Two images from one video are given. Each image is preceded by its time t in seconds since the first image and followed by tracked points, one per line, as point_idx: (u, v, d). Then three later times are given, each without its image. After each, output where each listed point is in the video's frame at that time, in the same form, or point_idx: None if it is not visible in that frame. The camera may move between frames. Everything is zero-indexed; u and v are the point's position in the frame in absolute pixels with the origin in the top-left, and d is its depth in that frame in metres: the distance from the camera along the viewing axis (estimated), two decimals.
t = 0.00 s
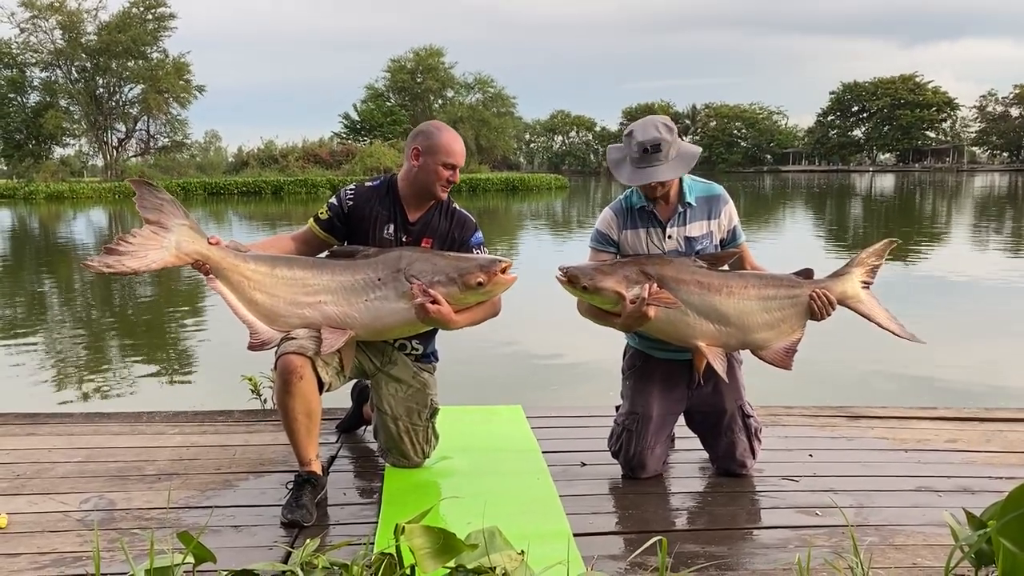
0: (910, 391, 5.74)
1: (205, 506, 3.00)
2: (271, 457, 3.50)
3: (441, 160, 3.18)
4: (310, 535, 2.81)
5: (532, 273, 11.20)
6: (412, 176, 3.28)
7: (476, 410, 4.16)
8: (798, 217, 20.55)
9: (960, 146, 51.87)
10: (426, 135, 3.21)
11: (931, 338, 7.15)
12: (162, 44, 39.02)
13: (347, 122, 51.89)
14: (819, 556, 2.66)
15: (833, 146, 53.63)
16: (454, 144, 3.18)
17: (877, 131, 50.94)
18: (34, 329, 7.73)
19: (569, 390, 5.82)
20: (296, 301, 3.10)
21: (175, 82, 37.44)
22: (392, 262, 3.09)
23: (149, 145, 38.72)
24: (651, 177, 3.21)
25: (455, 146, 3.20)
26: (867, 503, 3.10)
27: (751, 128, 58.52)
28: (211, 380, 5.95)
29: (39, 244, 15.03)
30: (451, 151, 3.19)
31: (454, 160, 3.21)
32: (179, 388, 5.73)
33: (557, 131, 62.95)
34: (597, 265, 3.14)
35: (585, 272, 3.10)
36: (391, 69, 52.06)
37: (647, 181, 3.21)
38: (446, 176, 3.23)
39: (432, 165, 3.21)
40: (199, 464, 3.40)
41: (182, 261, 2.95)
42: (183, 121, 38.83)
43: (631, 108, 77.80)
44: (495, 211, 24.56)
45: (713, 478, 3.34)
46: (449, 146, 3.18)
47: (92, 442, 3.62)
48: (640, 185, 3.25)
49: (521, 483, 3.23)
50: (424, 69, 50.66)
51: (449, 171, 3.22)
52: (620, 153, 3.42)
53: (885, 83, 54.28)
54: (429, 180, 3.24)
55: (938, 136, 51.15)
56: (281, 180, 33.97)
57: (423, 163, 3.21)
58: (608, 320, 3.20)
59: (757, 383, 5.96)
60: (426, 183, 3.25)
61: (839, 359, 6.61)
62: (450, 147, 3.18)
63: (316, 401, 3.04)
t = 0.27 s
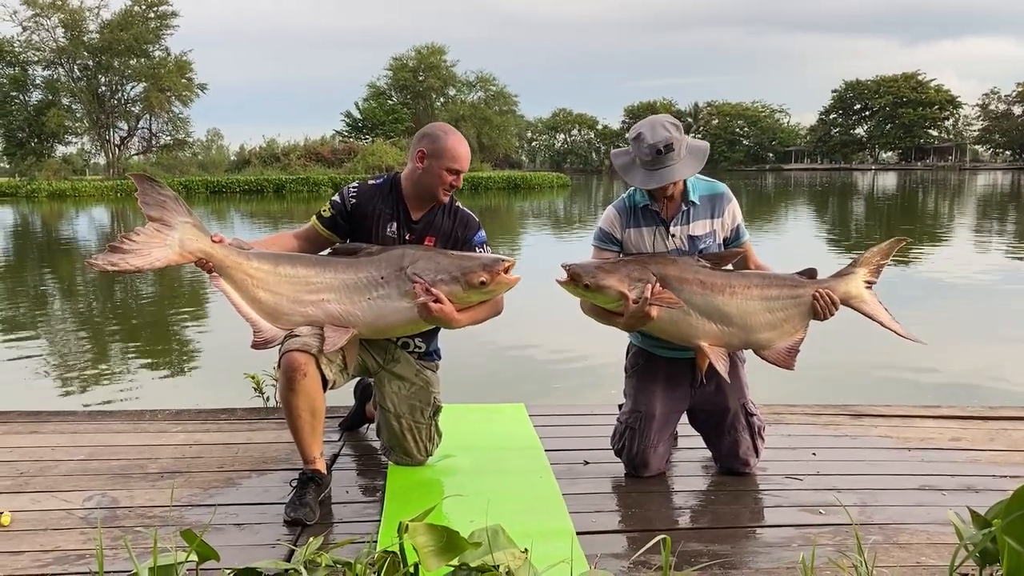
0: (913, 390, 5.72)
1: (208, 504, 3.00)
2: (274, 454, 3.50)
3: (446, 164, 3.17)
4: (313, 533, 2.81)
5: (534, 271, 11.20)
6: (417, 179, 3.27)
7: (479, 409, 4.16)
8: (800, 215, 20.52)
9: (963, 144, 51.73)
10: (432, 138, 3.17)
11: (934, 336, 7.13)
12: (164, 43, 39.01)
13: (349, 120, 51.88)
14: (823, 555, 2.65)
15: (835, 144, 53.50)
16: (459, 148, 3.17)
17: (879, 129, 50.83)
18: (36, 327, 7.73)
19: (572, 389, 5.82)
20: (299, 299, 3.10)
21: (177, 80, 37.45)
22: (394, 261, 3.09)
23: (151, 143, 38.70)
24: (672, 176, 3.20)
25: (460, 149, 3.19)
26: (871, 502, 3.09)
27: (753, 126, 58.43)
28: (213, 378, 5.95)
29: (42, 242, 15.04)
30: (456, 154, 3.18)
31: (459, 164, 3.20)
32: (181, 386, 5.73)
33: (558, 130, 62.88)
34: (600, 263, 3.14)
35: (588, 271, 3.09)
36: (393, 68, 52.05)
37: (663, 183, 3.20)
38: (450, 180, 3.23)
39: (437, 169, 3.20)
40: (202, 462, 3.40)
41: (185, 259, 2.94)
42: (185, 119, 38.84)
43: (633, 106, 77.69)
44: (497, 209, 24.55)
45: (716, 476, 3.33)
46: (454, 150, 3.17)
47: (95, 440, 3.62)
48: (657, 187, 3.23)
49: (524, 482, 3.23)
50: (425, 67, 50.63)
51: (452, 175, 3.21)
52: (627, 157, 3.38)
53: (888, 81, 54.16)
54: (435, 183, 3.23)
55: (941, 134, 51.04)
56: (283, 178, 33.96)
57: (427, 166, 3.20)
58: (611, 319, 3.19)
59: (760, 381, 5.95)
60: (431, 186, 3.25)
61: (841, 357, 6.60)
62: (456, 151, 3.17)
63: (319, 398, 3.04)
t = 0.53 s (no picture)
0: (916, 388, 5.72)
1: (210, 502, 3.00)
2: (276, 453, 3.50)
3: (448, 165, 3.16)
4: (315, 531, 2.81)
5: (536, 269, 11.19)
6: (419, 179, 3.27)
7: (481, 407, 4.16)
8: (802, 213, 20.50)
9: (965, 143, 51.64)
10: (433, 139, 3.16)
11: (937, 335, 7.12)
12: (165, 41, 39.00)
13: (350, 118, 51.87)
14: (826, 554, 2.65)
15: (837, 142, 53.41)
16: (459, 149, 3.16)
17: (882, 128, 50.73)
18: (39, 325, 7.74)
19: (573, 387, 5.81)
20: (300, 296, 3.10)
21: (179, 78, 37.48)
22: (395, 258, 3.09)
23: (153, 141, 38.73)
24: (675, 173, 3.19)
25: (461, 149, 3.19)
26: (873, 501, 3.09)
27: (755, 125, 58.34)
28: (215, 376, 5.96)
29: (43, 241, 15.05)
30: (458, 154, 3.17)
31: (460, 165, 3.20)
32: (183, 385, 5.73)
33: (560, 128, 62.83)
34: (602, 261, 3.13)
35: (590, 270, 3.08)
36: (394, 66, 52.03)
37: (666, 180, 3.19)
38: (451, 180, 3.22)
39: (438, 169, 3.19)
40: (204, 460, 3.40)
41: (188, 257, 2.95)
42: (186, 117, 38.86)
43: (635, 104, 77.59)
44: (499, 207, 24.52)
45: (718, 475, 3.33)
46: (453, 150, 3.16)
47: (97, 438, 3.62)
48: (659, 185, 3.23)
49: (526, 480, 3.23)
50: (427, 65, 50.59)
51: (453, 176, 3.20)
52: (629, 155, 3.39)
53: (890, 79, 54.05)
54: (436, 183, 3.23)
55: (943, 133, 50.96)
56: (285, 176, 33.95)
57: (429, 166, 3.19)
58: (614, 318, 3.19)
59: (762, 379, 5.95)
60: (433, 187, 3.25)
61: (844, 356, 6.59)
62: (458, 152, 3.17)
63: (321, 396, 3.04)
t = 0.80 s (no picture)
0: (917, 387, 5.71)
1: (210, 500, 3.00)
2: (277, 451, 3.50)
3: (446, 166, 3.15)
4: (316, 529, 2.81)
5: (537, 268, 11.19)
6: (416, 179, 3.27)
7: (483, 405, 4.16)
8: (803, 212, 20.49)
9: (966, 142, 51.58)
10: (431, 139, 3.15)
11: (939, 334, 7.11)
12: (167, 39, 39.00)
13: (352, 116, 51.85)
14: (827, 552, 2.65)
15: (839, 141, 53.38)
16: (457, 150, 3.15)
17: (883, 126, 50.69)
18: (40, 323, 7.75)
19: (574, 386, 5.81)
20: (299, 296, 3.10)
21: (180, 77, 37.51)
22: (393, 256, 3.09)
23: (154, 140, 38.74)
24: (655, 159, 3.18)
25: (458, 150, 3.17)
26: (875, 499, 3.08)
27: (757, 123, 58.29)
28: (216, 374, 5.97)
29: (44, 239, 15.05)
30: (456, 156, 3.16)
31: (458, 166, 3.19)
32: (184, 383, 5.74)
33: (561, 127, 62.81)
34: (603, 259, 3.13)
35: (592, 266, 3.08)
36: (395, 65, 52.01)
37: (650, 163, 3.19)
38: (449, 181, 3.22)
39: (436, 170, 3.19)
40: (205, 458, 3.40)
41: (185, 262, 2.94)
42: (187, 116, 38.88)
43: (636, 103, 77.56)
44: (500, 206, 24.50)
45: (720, 473, 3.33)
46: (451, 151, 3.15)
47: (98, 436, 3.62)
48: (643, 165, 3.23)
49: (527, 478, 3.22)
50: (428, 64, 50.59)
51: (451, 177, 3.20)
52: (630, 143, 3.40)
53: (892, 78, 54.00)
54: (433, 184, 3.23)
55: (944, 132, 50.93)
56: (286, 174, 33.95)
57: (427, 167, 3.18)
58: (615, 315, 3.19)
59: (763, 378, 5.94)
60: (431, 187, 3.25)
61: (845, 355, 6.58)
62: (456, 154, 3.16)
63: (321, 393, 3.04)
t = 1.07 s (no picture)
0: (918, 386, 5.71)
1: (210, 499, 3.00)
2: (276, 450, 3.50)
3: (441, 169, 3.14)
4: (315, 528, 2.81)
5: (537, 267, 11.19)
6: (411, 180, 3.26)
7: (483, 403, 4.16)
8: (804, 211, 20.48)
9: (967, 140, 51.57)
10: (428, 141, 3.14)
11: (939, 332, 7.11)
12: (167, 38, 39.00)
13: (352, 115, 51.85)
14: (827, 551, 2.65)
15: (839, 140, 53.37)
16: (453, 153, 3.13)
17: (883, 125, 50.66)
18: (41, 321, 7.76)
19: (574, 384, 5.81)
20: (295, 295, 3.10)
21: (180, 75, 37.53)
22: (390, 255, 3.08)
23: (154, 139, 38.78)
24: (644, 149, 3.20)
25: (455, 152, 3.16)
26: (875, 497, 3.08)
27: (757, 122, 58.27)
28: (217, 372, 5.97)
29: (46, 238, 15.07)
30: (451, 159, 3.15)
31: (454, 170, 3.17)
32: (184, 381, 5.74)
33: (562, 125, 62.81)
34: (601, 254, 3.13)
35: (591, 261, 3.08)
36: (396, 63, 52.01)
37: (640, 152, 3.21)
38: (444, 184, 3.21)
39: (432, 173, 3.18)
40: (204, 456, 3.40)
41: (182, 264, 2.94)
42: (188, 114, 38.90)
43: (636, 102, 77.50)
44: (500, 204, 24.52)
45: (719, 471, 3.33)
46: (447, 155, 3.13)
47: (98, 434, 3.62)
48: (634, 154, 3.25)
49: (526, 477, 3.22)
50: (428, 62, 50.60)
51: (447, 180, 3.19)
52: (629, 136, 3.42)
53: (893, 76, 53.96)
54: (428, 186, 3.22)
55: (945, 130, 50.91)
56: (286, 173, 33.96)
57: (423, 169, 3.17)
58: (613, 311, 3.18)
59: (763, 377, 5.94)
60: (426, 189, 3.24)
61: (845, 353, 6.58)
62: (452, 157, 3.14)
63: (318, 391, 3.04)
